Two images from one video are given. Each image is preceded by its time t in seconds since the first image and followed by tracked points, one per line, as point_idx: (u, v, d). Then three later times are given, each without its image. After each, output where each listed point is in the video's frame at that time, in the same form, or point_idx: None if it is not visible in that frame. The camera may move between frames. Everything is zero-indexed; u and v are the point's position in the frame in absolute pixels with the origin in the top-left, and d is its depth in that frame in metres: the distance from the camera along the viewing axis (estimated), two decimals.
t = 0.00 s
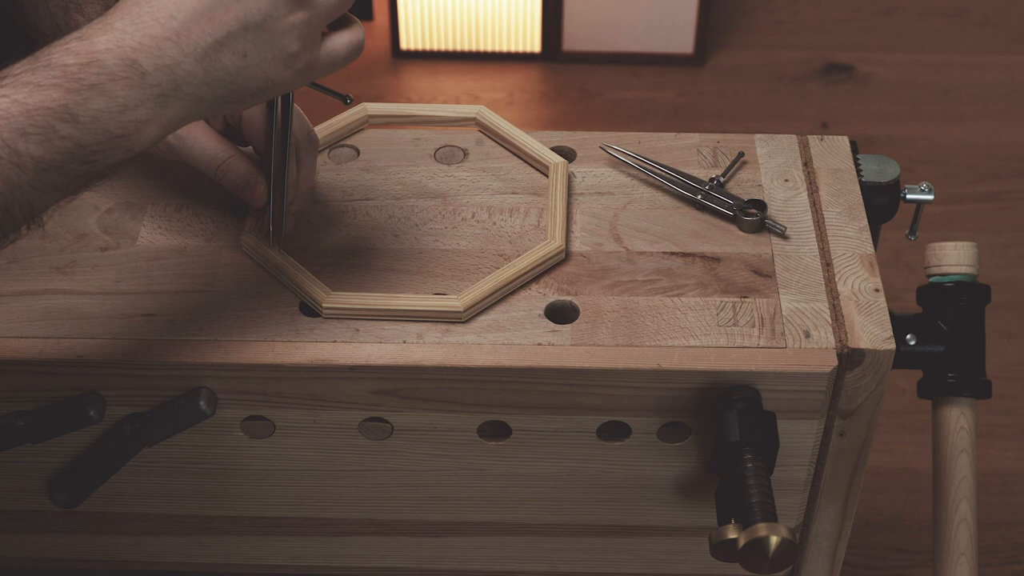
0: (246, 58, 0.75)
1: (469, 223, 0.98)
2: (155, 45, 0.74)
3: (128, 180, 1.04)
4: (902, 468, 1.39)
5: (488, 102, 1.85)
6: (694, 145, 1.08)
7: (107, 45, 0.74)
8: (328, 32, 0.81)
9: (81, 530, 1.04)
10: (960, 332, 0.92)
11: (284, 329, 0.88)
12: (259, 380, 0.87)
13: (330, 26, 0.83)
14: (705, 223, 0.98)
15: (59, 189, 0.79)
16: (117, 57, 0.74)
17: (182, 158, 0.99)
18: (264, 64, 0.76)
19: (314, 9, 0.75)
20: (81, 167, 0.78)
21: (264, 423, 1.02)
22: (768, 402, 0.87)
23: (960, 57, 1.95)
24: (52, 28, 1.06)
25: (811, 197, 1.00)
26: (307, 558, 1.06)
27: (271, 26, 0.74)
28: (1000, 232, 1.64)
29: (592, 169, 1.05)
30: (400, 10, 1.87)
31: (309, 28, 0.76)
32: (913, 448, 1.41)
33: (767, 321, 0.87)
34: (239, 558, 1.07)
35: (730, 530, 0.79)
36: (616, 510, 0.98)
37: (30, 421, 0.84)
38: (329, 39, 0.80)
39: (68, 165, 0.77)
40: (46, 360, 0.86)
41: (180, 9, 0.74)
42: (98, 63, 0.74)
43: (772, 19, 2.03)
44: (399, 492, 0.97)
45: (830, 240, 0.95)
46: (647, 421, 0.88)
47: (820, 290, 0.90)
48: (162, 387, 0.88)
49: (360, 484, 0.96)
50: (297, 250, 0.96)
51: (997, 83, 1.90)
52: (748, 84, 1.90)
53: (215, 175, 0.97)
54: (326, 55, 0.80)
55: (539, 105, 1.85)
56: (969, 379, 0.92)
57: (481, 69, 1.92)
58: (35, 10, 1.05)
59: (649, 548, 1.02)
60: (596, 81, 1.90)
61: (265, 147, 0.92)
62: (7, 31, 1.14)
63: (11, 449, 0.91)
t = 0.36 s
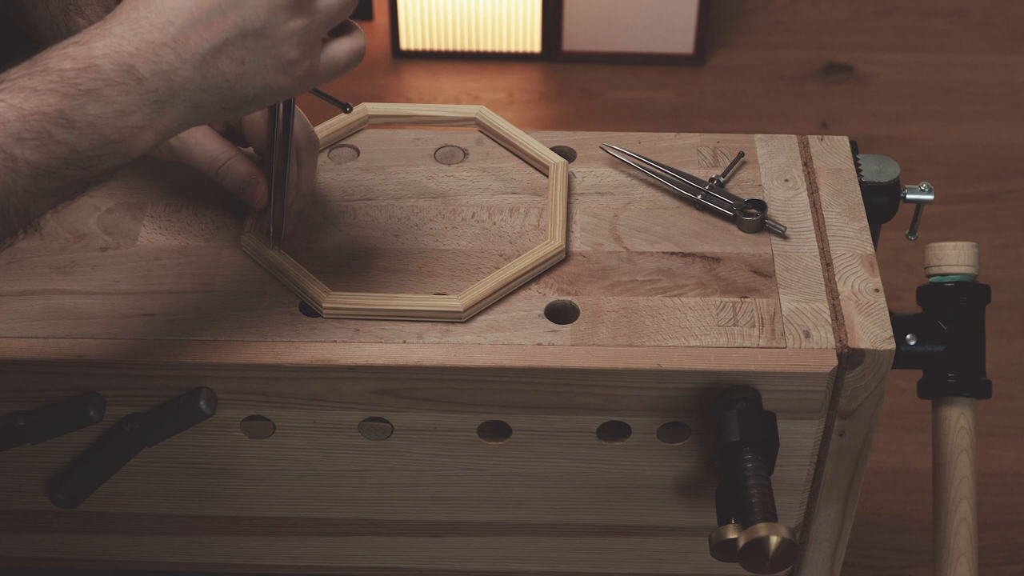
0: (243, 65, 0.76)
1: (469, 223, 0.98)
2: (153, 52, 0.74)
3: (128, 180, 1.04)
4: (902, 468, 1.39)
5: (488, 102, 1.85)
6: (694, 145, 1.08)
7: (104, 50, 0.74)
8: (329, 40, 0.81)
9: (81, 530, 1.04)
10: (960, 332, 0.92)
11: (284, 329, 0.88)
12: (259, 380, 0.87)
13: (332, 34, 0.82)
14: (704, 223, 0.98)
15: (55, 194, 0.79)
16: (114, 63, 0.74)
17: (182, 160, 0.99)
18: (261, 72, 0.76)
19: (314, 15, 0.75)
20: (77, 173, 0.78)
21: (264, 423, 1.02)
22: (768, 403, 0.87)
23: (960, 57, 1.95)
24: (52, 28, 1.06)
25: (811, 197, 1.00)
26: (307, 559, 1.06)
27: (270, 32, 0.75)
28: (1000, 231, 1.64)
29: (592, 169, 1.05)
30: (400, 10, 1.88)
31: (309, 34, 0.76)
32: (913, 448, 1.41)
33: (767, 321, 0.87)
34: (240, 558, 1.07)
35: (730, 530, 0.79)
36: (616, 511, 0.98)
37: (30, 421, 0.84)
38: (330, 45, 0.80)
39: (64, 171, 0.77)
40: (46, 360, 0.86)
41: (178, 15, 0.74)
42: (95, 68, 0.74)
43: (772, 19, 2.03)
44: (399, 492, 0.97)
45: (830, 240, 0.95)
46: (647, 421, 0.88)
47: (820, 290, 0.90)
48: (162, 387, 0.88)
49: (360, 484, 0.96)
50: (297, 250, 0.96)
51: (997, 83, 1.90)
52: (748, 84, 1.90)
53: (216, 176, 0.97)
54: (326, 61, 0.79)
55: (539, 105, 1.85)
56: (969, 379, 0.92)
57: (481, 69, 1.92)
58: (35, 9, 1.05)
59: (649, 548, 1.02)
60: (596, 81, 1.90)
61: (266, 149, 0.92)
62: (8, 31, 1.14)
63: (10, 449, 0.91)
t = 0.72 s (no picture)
0: (277, 184, 0.72)
1: (469, 223, 0.98)
2: (181, 98, 0.72)
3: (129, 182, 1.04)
4: (902, 468, 1.39)
5: (489, 102, 1.85)
6: (694, 145, 1.08)
7: (132, 170, 0.73)
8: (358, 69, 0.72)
9: (81, 531, 1.04)
10: (960, 332, 0.92)
11: (284, 329, 0.88)
12: (259, 380, 0.87)
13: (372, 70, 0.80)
14: (705, 224, 0.98)
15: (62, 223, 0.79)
16: (141, 188, 0.73)
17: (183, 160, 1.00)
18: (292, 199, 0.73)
19: (344, 123, 0.70)
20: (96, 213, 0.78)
21: (262, 422, 1.02)
22: (767, 403, 0.87)
23: (960, 57, 1.95)
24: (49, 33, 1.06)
25: (811, 197, 1.00)
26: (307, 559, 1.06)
27: (305, 149, 0.70)
28: (1000, 231, 1.64)
29: (591, 169, 1.05)
30: (400, 10, 1.87)
31: (350, 136, 0.71)
32: (913, 448, 1.41)
33: (767, 321, 0.87)
34: (240, 559, 1.07)
35: (730, 530, 0.79)
36: (616, 511, 0.98)
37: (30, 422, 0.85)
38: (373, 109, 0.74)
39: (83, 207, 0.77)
40: (47, 360, 0.86)
41: (207, 191, 0.72)
42: (122, 186, 0.74)
43: (772, 19, 2.03)
44: (399, 493, 0.97)
45: (830, 241, 0.95)
46: (647, 421, 0.88)
47: (820, 291, 0.90)
48: (162, 387, 0.88)
49: (360, 484, 0.96)
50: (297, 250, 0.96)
51: (997, 83, 1.90)
52: (748, 84, 1.90)
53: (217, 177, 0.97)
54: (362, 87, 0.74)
55: (539, 105, 1.85)
56: (969, 379, 0.92)
57: (481, 69, 1.92)
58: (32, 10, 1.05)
59: (649, 549, 1.02)
60: (596, 81, 1.90)
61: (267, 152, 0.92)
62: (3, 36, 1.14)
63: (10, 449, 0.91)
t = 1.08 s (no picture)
0: (272, 193, 0.72)
1: (469, 223, 0.98)
2: (179, 105, 0.71)
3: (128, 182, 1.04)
4: (903, 468, 1.39)
5: (489, 102, 1.85)
6: (694, 145, 1.08)
7: (126, 177, 0.73)
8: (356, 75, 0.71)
9: (81, 531, 1.04)
10: (960, 332, 0.92)
11: (284, 329, 0.88)
12: (259, 380, 0.87)
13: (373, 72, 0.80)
14: (705, 224, 0.98)
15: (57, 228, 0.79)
16: (135, 195, 0.73)
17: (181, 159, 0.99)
18: (289, 204, 0.73)
19: (341, 131, 0.70)
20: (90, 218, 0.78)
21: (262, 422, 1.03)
22: (768, 403, 0.87)
23: (960, 57, 1.95)
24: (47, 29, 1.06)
25: (811, 197, 1.00)
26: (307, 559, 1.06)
27: (302, 157, 0.70)
28: (1000, 231, 1.64)
29: (592, 169, 1.05)
30: (400, 10, 1.88)
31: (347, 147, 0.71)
32: (913, 448, 1.41)
33: (767, 321, 0.87)
34: (240, 559, 1.07)
35: (730, 530, 0.79)
36: (616, 511, 0.98)
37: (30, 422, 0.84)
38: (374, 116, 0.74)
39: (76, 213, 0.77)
40: (47, 360, 0.86)
41: (202, 195, 0.72)
42: (117, 194, 0.73)
43: (772, 19, 2.03)
44: (399, 493, 0.97)
45: (830, 240, 0.95)
46: (647, 421, 0.88)
47: (820, 290, 0.90)
48: (162, 387, 0.88)
49: (360, 484, 0.96)
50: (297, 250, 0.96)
51: (997, 83, 1.90)
52: (748, 84, 1.90)
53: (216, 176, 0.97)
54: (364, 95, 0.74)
55: (539, 105, 1.85)
56: (969, 379, 0.92)
57: (481, 69, 1.92)
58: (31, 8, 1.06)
59: (649, 549, 1.02)
60: (596, 81, 1.90)
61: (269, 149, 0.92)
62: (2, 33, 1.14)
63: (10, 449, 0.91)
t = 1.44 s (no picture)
0: (239, 213, 0.69)
1: (469, 223, 0.98)
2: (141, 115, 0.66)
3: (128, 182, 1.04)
4: (903, 468, 1.39)
5: (488, 102, 1.85)
6: (694, 145, 1.08)
7: (90, 189, 0.69)
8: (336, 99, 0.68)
9: (81, 531, 1.04)
10: (960, 332, 0.92)
11: (284, 329, 0.88)
12: (259, 380, 0.87)
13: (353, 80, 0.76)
14: (704, 223, 0.98)
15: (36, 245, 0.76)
16: (100, 209, 0.69)
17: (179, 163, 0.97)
18: (256, 226, 0.71)
19: (311, 160, 0.67)
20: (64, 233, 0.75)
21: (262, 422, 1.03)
22: (767, 403, 0.87)
23: (960, 57, 1.95)
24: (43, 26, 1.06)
25: (811, 197, 1.00)
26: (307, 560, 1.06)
27: (268, 184, 0.67)
28: (1000, 231, 1.64)
29: (592, 169, 1.05)
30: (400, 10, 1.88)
31: (319, 179, 0.69)
32: (913, 448, 1.41)
33: (767, 321, 0.87)
34: (240, 559, 1.07)
35: (730, 530, 0.79)
36: (616, 511, 0.98)
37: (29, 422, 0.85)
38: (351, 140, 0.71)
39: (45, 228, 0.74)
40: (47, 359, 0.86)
41: (166, 211, 0.68)
42: (81, 207, 0.69)
43: (772, 19, 2.03)
44: (399, 492, 0.97)
45: (830, 241, 0.95)
46: (647, 421, 0.88)
47: (820, 290, 0.90)
48: (162, 387, 0.88)
49: (360, 484, 0.96)
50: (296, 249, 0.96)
51: (996, 83, 1.90)
52: (748, 85, 1.90)
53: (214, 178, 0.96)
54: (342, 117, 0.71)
55: (539, 105, 1.85)
56: (969, 379, 0.92)
57: (481, 69, 1.92)
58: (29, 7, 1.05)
59: (649, 548, 1.02)
60: (596, 81, 1.90)
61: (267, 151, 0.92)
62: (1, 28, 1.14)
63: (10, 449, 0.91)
